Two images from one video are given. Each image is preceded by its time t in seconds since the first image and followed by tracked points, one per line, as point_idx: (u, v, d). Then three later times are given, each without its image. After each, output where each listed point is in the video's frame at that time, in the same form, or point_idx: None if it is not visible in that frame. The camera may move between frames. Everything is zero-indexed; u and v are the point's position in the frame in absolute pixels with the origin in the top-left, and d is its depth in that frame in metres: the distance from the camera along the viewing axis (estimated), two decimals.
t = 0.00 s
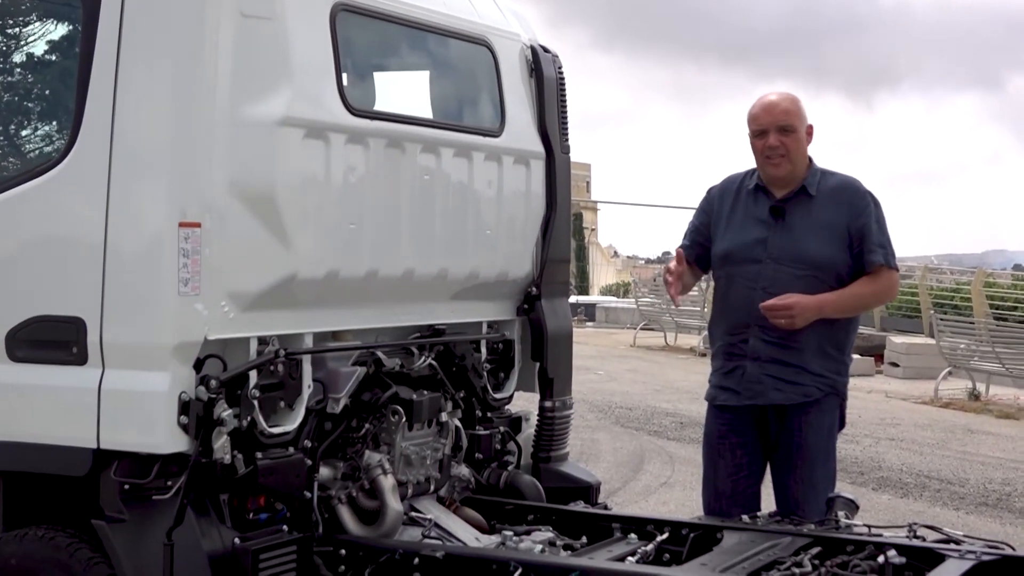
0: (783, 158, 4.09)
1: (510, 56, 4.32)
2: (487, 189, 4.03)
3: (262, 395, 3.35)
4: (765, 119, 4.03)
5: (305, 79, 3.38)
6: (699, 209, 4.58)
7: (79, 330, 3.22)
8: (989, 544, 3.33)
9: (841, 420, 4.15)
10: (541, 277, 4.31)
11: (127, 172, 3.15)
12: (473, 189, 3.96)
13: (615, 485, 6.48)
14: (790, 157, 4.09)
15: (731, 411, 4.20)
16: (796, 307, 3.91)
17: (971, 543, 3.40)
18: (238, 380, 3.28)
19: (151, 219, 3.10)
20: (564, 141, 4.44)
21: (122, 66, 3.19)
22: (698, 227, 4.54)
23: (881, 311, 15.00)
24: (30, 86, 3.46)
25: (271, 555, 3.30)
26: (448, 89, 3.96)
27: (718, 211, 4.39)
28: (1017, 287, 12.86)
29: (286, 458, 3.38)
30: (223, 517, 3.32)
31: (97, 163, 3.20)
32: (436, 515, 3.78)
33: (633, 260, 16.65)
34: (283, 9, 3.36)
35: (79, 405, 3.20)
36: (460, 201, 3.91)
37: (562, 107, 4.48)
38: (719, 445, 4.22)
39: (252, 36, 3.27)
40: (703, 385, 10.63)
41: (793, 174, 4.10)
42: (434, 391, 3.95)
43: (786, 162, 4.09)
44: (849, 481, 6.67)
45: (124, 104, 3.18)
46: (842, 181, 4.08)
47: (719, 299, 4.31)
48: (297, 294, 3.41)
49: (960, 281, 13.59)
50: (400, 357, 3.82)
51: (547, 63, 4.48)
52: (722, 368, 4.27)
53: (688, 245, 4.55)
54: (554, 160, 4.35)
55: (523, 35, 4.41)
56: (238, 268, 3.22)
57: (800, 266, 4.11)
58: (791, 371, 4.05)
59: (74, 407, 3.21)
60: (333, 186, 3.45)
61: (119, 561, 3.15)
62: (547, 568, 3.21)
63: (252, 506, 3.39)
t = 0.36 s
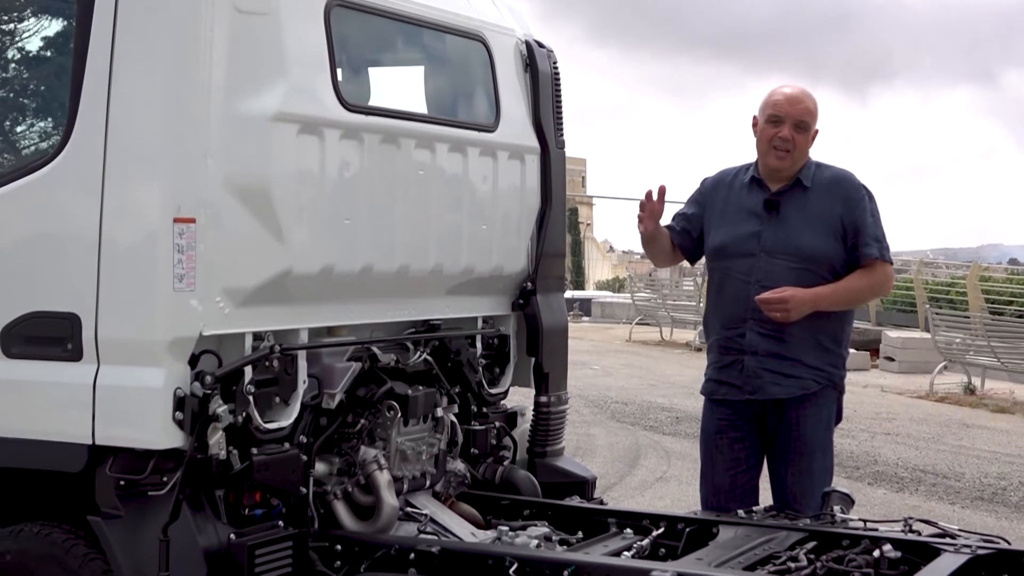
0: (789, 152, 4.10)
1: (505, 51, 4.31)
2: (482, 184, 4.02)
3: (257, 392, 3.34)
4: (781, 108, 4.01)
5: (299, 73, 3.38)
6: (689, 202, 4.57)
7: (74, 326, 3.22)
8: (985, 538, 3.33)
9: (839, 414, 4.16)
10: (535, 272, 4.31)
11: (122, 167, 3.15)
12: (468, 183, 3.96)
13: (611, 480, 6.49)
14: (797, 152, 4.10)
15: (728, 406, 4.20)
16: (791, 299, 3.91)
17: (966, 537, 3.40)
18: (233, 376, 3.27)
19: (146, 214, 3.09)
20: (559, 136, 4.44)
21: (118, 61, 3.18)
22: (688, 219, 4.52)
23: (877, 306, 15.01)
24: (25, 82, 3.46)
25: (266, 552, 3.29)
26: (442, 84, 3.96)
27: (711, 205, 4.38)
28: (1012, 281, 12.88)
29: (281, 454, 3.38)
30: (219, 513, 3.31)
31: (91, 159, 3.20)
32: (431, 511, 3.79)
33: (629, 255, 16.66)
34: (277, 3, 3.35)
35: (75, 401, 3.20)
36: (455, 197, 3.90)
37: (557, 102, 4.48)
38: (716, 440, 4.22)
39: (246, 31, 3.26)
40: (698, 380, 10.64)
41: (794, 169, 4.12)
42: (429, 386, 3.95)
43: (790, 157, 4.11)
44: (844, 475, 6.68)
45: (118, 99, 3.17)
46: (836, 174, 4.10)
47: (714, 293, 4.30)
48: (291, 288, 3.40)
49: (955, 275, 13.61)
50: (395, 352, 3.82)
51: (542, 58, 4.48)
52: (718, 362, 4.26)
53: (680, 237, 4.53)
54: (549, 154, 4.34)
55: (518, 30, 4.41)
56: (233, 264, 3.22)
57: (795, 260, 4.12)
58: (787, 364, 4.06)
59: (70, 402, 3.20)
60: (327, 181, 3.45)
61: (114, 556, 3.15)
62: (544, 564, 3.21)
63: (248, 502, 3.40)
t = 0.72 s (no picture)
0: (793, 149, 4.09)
1: (499, 47, 4.31)
2: (477, 179, 4.02)
3: (252, 387, 3.34)
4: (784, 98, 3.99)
5: (293, 68, 3.37)
6: (688, 187, 4.55)
7: (69, 322, 3.22)
8: (979, 533, 3.34)
9: (830, 411, 4.18)
10: (530, 267, 4.31)
11: (117, 162, 3.14)
12: (463, 178, 3.96)
13: (605, 475, 6.49)
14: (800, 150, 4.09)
15: (723, 401, 4.19)
16: (780, 298, 3.90)
17: (961, 531, 3.41)
18: (228, 371, 3.27)
19: (140, 210, 3.09)
20: (554, 132, 4.43)
21: (112, 56, 3.18)
22: (686, 205, 4.52)
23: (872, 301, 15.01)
24: (20, 78, 3.45)
25: (262, 547, 3.29)
26: (437, 79, 3.96)
27: (712, 194, 4.37)
28: (1006, 275, 12.91)
29: (276, 449, 3.38)
30: (213, 508, 3.30)
31: (85, 154, 3.19)
32: (427, 506, 3.78)
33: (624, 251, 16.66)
34: None
35: (69, 397, 3.20)
36: (450, 193, 3.90)
37: (552, 97, 4.48)
38: (709, 434, 4.22)
39: (241, 25, 3.26)
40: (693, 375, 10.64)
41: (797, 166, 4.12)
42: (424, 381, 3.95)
43: (794, 154, 4.10)
44: (839, 470, 6.69)
45: (113, 94, 3.17)
46: (838, 173, 4.09)
47: (708, 285, 4.31)
48: (287, 284, 3.40)
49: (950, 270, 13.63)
50: (390, 347, 3.82)
51: (536, 53, 4.48)
52: (701, 351, 4.29)
53: (678, 223, 4.53)
54: (543, 149, 4.34)
55: (512, 25, 4.41)
56: (228, 260, 3.21)
57: (791, 257, 4.12)
58: (772, 359, 4.08)
59: (64, 398, 3.20)
60: (322, 176, 3.44)
61: (109, 552, 3.13)
62: (539, 560, 3.22)
63: (243, 498, 3.39)
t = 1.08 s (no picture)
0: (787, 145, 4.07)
1: (493, 41, 4.30)
2: (470, 173, 4.02)
3: (246, 383, 3.33)
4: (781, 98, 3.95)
5: (286, 63, 3.37)
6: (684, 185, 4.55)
7: (63, 318, 3.21)
8: (975, 526, 3.34)
9: (827, 406, 4.18)
10: (525, 262, 4.30)
11: (110, 159, 3.13)
12: (457, 173, 3.95)
13: (600, 469, 6.48)
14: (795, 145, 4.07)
15: (720, 396, 4.19)
16: (780, 293, 3.89)
17: (956, 524, 3.41)
18: (222, 367, 3.26)
19: (134, 206, 3.08)
20: (549, 126, 4.42)
21: (105, 52, 3.17)
22: (682, 203, 4.51)
23: (867, 295, 15.01)
24: (13, 75, 3.44)
25: (256, 543, 3.30)
26: (430, 74, 3.95)
27: (707, 192, 4.37)
28: (1001, 268, 12.94)
29: (270, 445, 3.37)
30: (208, 504, 3.29)
31: (79, 150, 3.19)
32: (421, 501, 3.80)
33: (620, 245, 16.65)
34: None
35: (64, 394, 3.19)
36: (444, 187, 3.90)
37: (547, 92, 4.47)
38: (704, 429, 4.24)
39: (234, 20, 3.25)
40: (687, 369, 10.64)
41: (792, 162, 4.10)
42: (419, 376, 3.94)
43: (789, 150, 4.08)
44: (835, 464, 6.69)
45: (106, 90, 3.16)
46: (833, 168, 4.09)
47: (705, 283, 4.32)
48: (282, 280, 3.40)
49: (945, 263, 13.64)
50: (385, 343, 3.82)
51: (530, 48, 4.47)
52: (699, 349, 4.30)
53: (675, 222, 4.53)
54: (538, 143, 4.34)
55: (506, 19, 4.40)
56: (223, 256, 3.21)
57: (788, 255, 4.13)
58: (771, 357, 4.08)
59: (59, 394, 3.20)
60: (316, 171, 3.44)
61: (103, 546, 3.13)
62: (535, 554, 3.22)
63: (238, 494, 3.37)
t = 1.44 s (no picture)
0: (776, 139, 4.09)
1: (490, 36, 4.30)
2: (467, 169, 4.01)
3: (243, 380, 3.33)
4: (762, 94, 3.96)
5: (282, 59, 3.36)
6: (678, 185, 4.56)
7: (59, 314, 3.21)
8: (973, 521, 3.34)
9: (826, 401, 4.17)
10: (521, 259, 4.30)
11: (106, 155, 3.13)
12: (454, 169, 3.95)
13: (597, 466, 6.48)
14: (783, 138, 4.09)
15: (719, 393, 4.19)
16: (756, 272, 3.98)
17: (954, 519, 3.41)
18: (219, 364, 3.26)
19: (130, 203, 3.08)
20: (546, 122, 4.42)
21: (101, 48, 3.17)
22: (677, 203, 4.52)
23: (865, 291, 15.01)
24: (9, 73, 3.44)
25: (253, 539, 3.30)
26: (427, 70, 3.95)
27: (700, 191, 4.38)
28: (998, 264, 12.95)
29: (267, 441, 3.37)
30: (206, 500, 3.29)
31: (76, 147, 3.19)
32: (419, 498, 3.80)
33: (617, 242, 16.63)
34: None
35: (60, 391, 3.19)
36: (441, 183, 3.90)
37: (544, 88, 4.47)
38: (702, 426, 4.24)
39: (230, 16, 3.24)
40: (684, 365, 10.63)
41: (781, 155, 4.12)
42: (416, 372, 3.94)
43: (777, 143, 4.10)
44: (832, 459, 6.69)
45: (101, 87, 3.16)
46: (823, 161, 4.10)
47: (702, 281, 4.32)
48: (278, 276, 3.40)
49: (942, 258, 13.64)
50: (381, 339, 3.82)
51: (527, 43, 4.47)
52: (701, 350, 4.28)
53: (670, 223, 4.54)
54: (534, 139, 4.34)
55: (503, 15, 4.39)
56: (220, 252, 3.21)
57: (782, 250, 4.14)
58: (771, 354, 4.08)
59: (56, 391, 3.20)
60: (313, 167, 3.44)
61: (100, 542, 3.13)
62: (533, 550, 3.22)
63: (235, 490, 3.38)
